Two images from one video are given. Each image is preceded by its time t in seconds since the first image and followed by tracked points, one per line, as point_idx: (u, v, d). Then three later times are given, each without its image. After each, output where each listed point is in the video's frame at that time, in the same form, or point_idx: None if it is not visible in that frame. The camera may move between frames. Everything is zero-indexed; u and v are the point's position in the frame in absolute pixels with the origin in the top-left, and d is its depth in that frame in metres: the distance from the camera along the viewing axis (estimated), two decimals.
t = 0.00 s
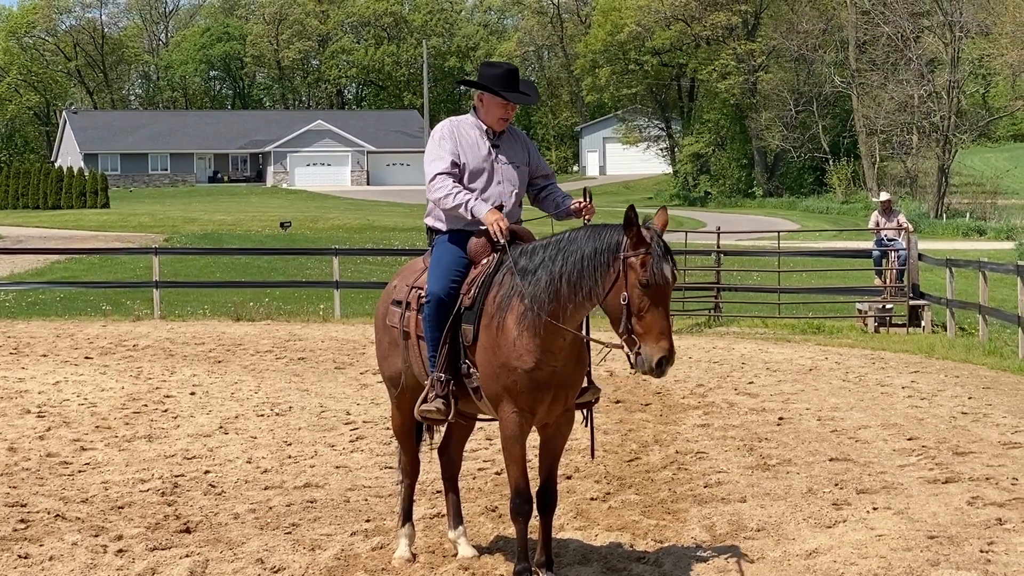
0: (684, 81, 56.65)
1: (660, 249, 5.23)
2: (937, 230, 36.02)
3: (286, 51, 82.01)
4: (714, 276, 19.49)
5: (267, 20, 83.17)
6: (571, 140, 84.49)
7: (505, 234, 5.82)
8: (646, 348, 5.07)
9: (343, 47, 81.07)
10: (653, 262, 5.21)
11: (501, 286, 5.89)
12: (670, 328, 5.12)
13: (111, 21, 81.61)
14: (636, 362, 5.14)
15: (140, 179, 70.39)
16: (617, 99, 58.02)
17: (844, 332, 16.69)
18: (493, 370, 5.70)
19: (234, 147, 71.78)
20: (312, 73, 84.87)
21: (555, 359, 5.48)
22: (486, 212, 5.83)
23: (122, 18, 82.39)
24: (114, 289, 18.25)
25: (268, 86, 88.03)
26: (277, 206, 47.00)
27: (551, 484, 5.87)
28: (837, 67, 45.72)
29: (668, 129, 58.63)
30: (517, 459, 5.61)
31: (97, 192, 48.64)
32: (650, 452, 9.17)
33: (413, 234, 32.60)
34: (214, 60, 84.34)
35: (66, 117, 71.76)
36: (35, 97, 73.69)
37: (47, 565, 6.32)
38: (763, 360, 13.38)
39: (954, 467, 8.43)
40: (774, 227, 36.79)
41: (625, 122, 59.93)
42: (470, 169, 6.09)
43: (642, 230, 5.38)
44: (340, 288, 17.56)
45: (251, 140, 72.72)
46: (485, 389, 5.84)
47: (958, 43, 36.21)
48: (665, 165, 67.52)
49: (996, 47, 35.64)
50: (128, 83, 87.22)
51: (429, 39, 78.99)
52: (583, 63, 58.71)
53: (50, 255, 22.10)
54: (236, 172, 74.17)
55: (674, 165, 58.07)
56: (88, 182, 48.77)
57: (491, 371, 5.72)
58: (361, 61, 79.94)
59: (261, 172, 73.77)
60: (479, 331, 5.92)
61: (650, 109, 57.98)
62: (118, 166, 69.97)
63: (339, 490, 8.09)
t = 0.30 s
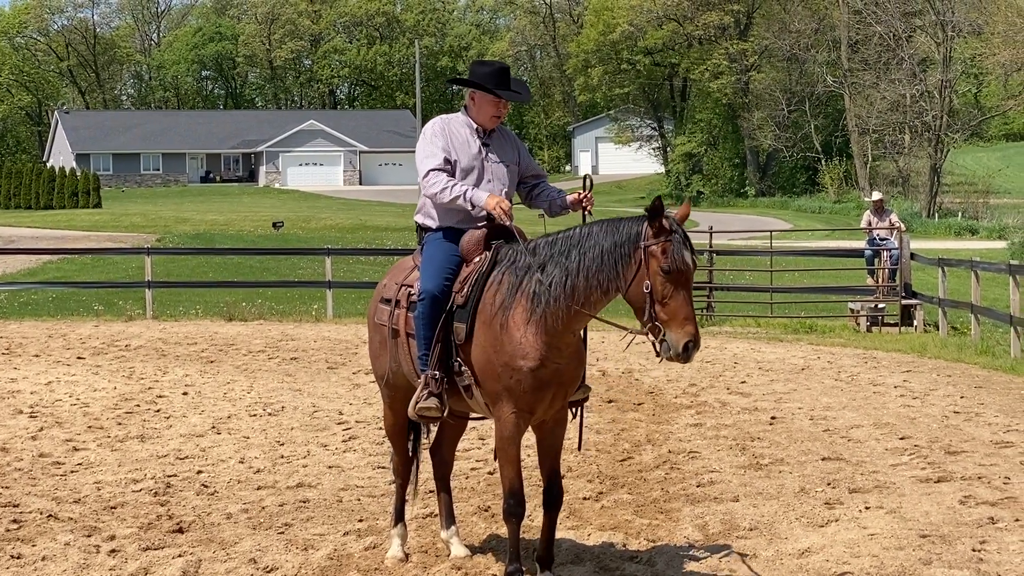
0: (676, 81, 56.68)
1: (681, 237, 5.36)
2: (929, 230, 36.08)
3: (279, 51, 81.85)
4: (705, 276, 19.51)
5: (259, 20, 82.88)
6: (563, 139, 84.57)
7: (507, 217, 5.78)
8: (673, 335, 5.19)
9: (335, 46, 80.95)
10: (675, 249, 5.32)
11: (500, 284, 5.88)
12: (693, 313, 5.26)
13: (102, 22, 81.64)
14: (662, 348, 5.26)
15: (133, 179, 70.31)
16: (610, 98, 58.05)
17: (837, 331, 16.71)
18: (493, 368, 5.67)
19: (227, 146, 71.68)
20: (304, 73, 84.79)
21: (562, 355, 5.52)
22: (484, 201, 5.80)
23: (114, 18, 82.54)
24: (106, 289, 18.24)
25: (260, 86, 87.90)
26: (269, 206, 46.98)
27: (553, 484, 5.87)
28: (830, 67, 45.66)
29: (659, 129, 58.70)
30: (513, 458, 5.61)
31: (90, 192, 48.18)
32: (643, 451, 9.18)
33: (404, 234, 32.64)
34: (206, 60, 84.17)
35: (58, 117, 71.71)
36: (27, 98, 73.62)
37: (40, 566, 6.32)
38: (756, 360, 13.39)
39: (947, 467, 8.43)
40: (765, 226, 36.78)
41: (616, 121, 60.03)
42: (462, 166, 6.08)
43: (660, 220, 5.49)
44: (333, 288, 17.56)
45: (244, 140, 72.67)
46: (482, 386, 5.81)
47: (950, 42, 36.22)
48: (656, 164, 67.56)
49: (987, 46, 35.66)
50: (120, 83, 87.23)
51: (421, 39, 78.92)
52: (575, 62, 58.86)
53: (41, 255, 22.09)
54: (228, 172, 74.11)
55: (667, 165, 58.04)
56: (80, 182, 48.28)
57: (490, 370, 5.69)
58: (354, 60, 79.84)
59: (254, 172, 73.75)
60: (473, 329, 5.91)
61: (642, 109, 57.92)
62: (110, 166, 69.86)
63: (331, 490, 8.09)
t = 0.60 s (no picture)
0: (665, 80, 56.76)
1: (698, 228, 5.45)
2: (918, 229, 36.12)
3: (268, 51, 81.68)
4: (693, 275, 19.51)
5: (248, 19, 82.60)
6: (554, 138, 84.65)
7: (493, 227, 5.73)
8: (699, 322, 5.26)
9: (324, 46, 80.76)
10: (694, 240, 5.42)
11: (511, 287, 5.91)
12: (715, 301, 5.33)
13: (92, 21, 81.63)
14: (687, 338, 5.32)
15: (122, 179, 70.12)
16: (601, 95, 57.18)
17: (826, 330, 16.73)
18: (504, 370, 5.67)
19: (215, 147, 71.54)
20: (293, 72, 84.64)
21: (575, 356, 5.56)
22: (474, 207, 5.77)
23: (103, 18, 82.57)
24: (94, 289, 18.21)
25: (250, 86, 87.72)
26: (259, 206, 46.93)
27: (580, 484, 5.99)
28: (818, 65, 45.69)
29: (648, 127, 58.81)
30: (515, 459, 5.62)
31: (78, 192, 48.64)
32: (632, 450, 9.20)
33: (393, 233, 32.65)
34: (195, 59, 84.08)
35: (48, 117, 71.62)
36: (16, 97, 73.56)
37: (29, 566, 6.32)
38: (745, 358, 13.40)
39: (935, 465, 8.45)
40: (752, 225, 36.76)
41: (605, 120, 60.14)
42: (457, 169, 6.03)
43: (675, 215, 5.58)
44: (322, 288, 17.53)
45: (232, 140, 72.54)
46: (488, 389, 5.80)
47: (938, 41, 36.22)
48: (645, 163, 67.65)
49: (975, 45, 35.62)
50: (109, 82, 87.20)
51: (411, 38, 78.83)
52: (565, 61, 59.01)
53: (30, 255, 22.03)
54: (217, 171, 74.06)
55: (656, 164, 57.93)
56: (70, 181, 48.82)
57: (501, 372, 5.69)
58: (344, 60, 79.70)
59: (242, 172, 73.66)
60: (479, 331, 5.90)
61: (632, 108, 57.95)
62: (99, 166, 69.61)
63: (321, 489, 8.09)
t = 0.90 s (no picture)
0: (652, 79, 56.88)
1: (717, 224, 5.55)
2: (905, 227, 36.23)
3: (254, 50, 81.38)
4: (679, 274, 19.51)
5: (235, 19, 82.20)
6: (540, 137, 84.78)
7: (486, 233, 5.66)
8: (726, 314, 5.36)
9: (311, 46, 80.36)
10: (716, 234, 5.51)
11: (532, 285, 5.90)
12: (741, 293, 5.45)
13: (78, 21, 81.65)
14: (714, 329, 5.41)
15: (109, 178, 69.99)
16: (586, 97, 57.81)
17: (813, 328, 16.75)
18: (524, 368, 5.64)
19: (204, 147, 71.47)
20: (280, 72, 84.27)
21: (596, 354, 5.57)
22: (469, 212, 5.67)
23: (89, 18, 82.72)
24: (82, 288, 18.18)
25: (237, 85, 87.41)
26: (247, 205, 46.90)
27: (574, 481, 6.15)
28: (805, 64, 45.67)
29: (635, 127, 58.94)
30: (524, 457, 5.62)
31: (65, 192, 48.51)
32: (620, 449, 9.21)
33: (381, 233, 32.63)
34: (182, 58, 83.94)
35: (35, 117, 71.54)
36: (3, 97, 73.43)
37: (16, 567, 6.34)
38: (732, 357, 13.43)
39: (921, 463, 8.48)
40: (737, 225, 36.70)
41: (593, 120, 60.26)
42: (463, 169, 5.96)
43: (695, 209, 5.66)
44: (309, 288, 17.52)
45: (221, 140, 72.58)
46: (506, 386, 5.76)
47: (924, 40, 36.17)
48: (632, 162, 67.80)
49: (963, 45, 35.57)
50: (95, 82, 87.15)
51: (398, 37, 78.68)
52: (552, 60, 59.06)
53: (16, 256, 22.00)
54: (204, 171, 74.01)
55: (643, 163, 57.93)
56: (56, 181, 48.63)
57: (521, 370, 5.66)
58: (330, 60, 79.38)
59: (230, 171, 73.63)
60: (504, 329, 5.84)
61: (619, 107, 58.13)
62: (87, 166, 69.41)
63: (309, 489, 8.10)
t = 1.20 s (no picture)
0: (637, 78, 57.14)
1: (719, 216, 5.60)
2: (890, 226, 36.36)
3: (240, 50, 81.07)
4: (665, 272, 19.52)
5: (219, 18, 81.94)
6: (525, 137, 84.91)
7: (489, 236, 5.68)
8: (729, 308, 5.43)
9: (296, 45, 79.91)
10: (716, 228, 5.56)
11: (545, 284, 5.94)
12: (744, 286, 5.51)
13: (61, 20, 81.57)
14: (719, 323, 5.48)
15: (94, 178, 69.86)
16: (571, 97, 59.02)
17: (799, 327, 16.80)
18: (535, 368, 5.67)
19: (189, 146, 71.34)
20: (265, 72, 83.93)
21: (606, 352, 5.65)
22: (473, 215, 5.69)
23: (72, 17, 82.62)
24: (65, 289, 18.15)
25: (222, 85, 87.09)
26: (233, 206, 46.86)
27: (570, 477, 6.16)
28: (790, 64, 45.81)
29: (621, 126, 59.16)
30: (530, 454, 5.62)
31: (49, 192, 48.40)
32: (605, 448, 9.22)
33: (367, 233, 32.54)
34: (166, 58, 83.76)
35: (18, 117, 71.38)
36: None
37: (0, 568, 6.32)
38: (717, 356, 13.45)
39: (905, 461, 8.51)
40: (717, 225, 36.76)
41: (578, 119, 60.39)
42: (468, 174, 5.94)
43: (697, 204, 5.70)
44: (295, 288, 17.50)
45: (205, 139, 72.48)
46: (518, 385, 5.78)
47: (908, 40, 36.36)
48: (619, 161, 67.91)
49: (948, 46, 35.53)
50: (79, 81, 86.93)
51: (384, 36, 78.47)
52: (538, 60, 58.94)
53: None
54: (189, 171, 73.93)
55: (628, 162, 57.97)
56: (40, 181, 48.43)
57: (533, 369, 5.68)
58: (315, 59, 79.05)
59: (215, 171, 73.57)
60: (522, 327, 5.83)
61: (604, 107, 58.43)
62: (71, 166, 69.24)
63: (293, 488, 8.10)
